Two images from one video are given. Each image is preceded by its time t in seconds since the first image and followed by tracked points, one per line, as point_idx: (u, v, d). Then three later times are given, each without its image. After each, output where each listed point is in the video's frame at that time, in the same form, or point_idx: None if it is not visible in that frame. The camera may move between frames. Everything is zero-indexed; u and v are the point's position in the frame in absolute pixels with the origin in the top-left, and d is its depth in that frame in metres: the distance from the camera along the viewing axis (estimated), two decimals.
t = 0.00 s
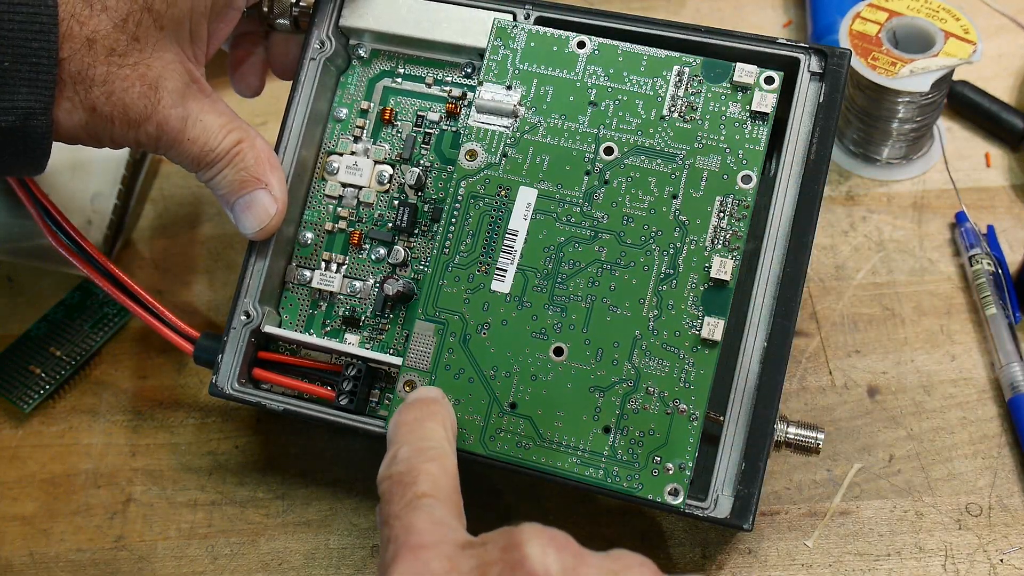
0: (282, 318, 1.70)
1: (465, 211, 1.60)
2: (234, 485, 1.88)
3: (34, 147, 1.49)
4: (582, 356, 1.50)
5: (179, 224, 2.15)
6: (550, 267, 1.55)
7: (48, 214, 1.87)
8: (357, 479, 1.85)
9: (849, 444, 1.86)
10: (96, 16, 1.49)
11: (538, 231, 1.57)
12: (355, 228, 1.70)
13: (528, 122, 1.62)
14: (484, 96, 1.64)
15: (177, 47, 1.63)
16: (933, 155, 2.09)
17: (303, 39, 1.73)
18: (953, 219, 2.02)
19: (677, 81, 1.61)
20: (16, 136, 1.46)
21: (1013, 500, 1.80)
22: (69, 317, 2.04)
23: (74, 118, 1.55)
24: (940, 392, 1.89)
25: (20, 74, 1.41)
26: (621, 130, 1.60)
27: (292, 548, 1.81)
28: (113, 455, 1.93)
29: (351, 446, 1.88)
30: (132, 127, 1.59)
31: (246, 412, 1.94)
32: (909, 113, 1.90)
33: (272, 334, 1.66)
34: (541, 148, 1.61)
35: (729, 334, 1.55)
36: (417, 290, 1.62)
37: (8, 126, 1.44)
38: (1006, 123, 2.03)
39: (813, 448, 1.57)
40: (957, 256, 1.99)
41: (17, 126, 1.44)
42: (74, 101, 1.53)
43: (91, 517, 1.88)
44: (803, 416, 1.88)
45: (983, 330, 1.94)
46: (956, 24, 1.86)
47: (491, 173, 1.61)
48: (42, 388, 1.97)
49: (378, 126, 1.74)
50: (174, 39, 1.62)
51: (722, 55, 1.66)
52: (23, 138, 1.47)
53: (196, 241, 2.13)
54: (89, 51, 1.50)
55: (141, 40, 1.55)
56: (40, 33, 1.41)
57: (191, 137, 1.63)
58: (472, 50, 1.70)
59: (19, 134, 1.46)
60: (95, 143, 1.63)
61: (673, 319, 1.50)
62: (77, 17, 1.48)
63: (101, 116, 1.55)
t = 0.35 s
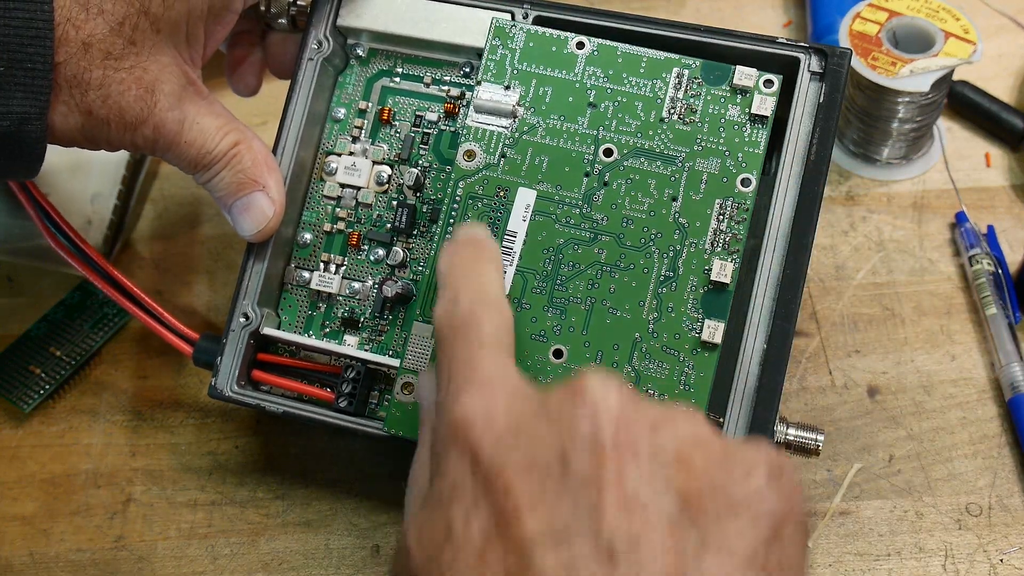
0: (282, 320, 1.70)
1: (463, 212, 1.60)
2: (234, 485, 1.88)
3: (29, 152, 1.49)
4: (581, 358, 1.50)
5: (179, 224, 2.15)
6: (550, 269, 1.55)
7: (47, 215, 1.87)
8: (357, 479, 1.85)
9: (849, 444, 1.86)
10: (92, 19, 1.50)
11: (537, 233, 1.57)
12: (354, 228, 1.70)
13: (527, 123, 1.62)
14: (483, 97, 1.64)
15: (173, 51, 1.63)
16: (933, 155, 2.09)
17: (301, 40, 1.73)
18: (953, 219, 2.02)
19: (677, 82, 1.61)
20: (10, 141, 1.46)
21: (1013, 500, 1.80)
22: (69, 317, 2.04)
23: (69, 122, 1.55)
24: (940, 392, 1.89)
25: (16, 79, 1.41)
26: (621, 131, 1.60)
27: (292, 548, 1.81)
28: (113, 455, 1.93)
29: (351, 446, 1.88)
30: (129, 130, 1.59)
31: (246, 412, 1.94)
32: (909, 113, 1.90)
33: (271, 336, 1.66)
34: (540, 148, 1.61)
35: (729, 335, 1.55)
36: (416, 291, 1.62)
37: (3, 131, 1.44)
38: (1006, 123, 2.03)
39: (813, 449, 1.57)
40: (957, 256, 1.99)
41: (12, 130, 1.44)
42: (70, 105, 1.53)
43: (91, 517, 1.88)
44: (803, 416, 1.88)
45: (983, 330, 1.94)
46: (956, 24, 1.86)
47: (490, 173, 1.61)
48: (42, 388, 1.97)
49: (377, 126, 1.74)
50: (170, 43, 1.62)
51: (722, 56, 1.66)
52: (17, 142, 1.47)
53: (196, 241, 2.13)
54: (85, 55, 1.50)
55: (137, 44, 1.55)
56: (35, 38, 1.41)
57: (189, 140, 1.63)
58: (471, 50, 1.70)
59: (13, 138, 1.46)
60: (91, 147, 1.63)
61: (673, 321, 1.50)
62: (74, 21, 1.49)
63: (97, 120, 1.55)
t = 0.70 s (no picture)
0: (281, 320, 1.70)
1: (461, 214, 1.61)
2: (233, 485, 1.88)
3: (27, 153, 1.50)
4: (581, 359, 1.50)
5: (179, 224, 2.15)
6: (549, 270, 1.55)
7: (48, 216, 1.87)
8: (357, 479, 1.85)
9: (849, 444, 1.86)
10: (90, 22, 1.49)
11: (537, 234, 1.57)
12: (354, 229, 1.70)
13: (527, 123, 1.62)
14: (482, 97, 1.64)
15: (171, 52, 1.63)
16: (933, 156, 2.09)
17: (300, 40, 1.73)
18: (953, 220, 2.02)
19: (676, 81, 1.61)
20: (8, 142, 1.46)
21: (1013, 500, 1.80)
22: (70, 317, 2.04)
23: (67, 123, 1.55)
24: (940, 392, 1.89)
25: (14, 82, 1.41)
26: (621, 131, 1.60)
27: (292, 548, 1.81)
28: (113, 455, 1.93)
29: (351, 446, 1.88)
30: (128, 131, 1.59)
31: (246, 412, 1.94)
32: (909, 113, 1.90)
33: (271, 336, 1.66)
34: (539, 149, 1.61)
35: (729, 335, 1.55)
36: (416, 292, 1.62)
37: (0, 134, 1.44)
38: (1006, 123, 2.03)
39: (813, 450, 1.57)
40: (957, 256, 1.99)
41: (9, 133, 1.44)
42: (68, 107, 1.53)
43: (91, 517, 1.88)
44: (803, 416, 1.88)
45: (983, 330, 1.94)
46: (956, 23, 1.86)
47: (490, 174, 1.60)
48: (42, 388, 1.97)
49: (376, 126, 1.74)
50: (168, 44, 1.62)
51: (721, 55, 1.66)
52: (14, 143, 1.47)
53: (195, 241, 2.13)
54: (83, 57, 1.49)
55: (136, 46, 1.55)
56: (33, 42, 1.41)
57: (187, 141, 1.62)
58: (471, 50, 1.70)
59: (10, 140, 1.46)
60: (89, 148, 1.63)
61: (673, 321, 1.51)
62: (71, 23, 1.48)
63: (95, 121, 1.56)
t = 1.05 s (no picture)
0: (280, 321, 1.70)
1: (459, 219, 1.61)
2: (233, 486, 1.88)
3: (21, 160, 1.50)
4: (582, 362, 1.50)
5: (179, 224, 2.15)
6: (548, 273, 1.55)
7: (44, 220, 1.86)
8: (356, 479, 1.85)
9: (849, 444, 1.86)
10: (85, 27, 1.49)
11: (535, 236, 1.57)
12: (351, 230, 1.70)
13: (525, 125, 1.62)
14: (480, 99, 1.64)
15: (167, 56, 1.63)
16: (933, 156, 2.09)
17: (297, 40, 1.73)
18: (953, 220, 2.02)
19: (676, 81, 1.61)
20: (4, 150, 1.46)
21: (1013, 500, 1.80)
22: (70, 317, 2.04)
23: (63, 129, 1.56)
24: (940, 392, 1.89)
25: (7, 90, 1.41)
26: (619, 132, 1.60)
27: (292, 548, 1.81)
28: (113, 455, 1.93)
29: (351, 446, 1.88)
30: (123, 136, 1.59)
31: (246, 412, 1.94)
32: (909, 113, 1.90)
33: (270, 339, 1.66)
34: (537, 151, 1.61)
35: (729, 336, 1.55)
36: (415, 295, 1.62)
37: None
38: (1006, 123, 2.03)
39: (813, 453, 1.56)
40: (957, 256, 1.99)
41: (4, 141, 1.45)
42: (63, 113, 1.53)
43: (91, 517, 1.88)
44: (803, 416, 1.87)
45: (983, 330, 1.94)
46: (956, 23, 1.86)
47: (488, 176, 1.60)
48: (42, 388, 1.97)
49: (374, 126, 1.74)
50: (164, 50, 1.63)
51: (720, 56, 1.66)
52: (12, 149, 1.47)
53: (195, 241, 2.13)
54: (77, 63, 1.50)
55: (130, 50, 1.55)
56: (25, 49, 1.41)
57: (184, 145, 1.63)
58: (469, 49, 1.70)
59: (5, 147, 1.46)
60: (86, 152, 1.64)
61: (672, 324, 1.51)
62: (65, 29, 1.48)
63: (90, 127, 1.56)
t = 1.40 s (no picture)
0: (280, 320, 1.70)
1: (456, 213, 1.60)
2: (233, 485, 1.88)
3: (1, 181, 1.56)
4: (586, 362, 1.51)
5: (180, 224, 2.15)
6: (548, 261, 1.54)
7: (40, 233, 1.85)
8: (357, 479, 1.85)
9: (849, 444, 1.86)
10: (54, 46, 1.52)
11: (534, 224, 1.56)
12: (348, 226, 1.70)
13: (517, 113, 1.62)
14: (471, 89, 1.62)
15: (142, 67, 1.63)
16: (933, 156, 2.09)
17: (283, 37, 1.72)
18: (953, 220, 2.02)
19: (665, 65, 1.61)
20: None
21: (1013, 500, 1.80)
22: (70, 317, 2.04)
23: (45, 148, 1.61)
24: (940, 392, 1.89)
25: None
26: (612, 118, 1.60)
27: (292, 548, 1.81)
28: (113, 455, 1.93)
29: (352, 447, 1.88)
30: (108, 151, 1.61)
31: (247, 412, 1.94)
32: (909, 113, 1.90)
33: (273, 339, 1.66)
34: (531, 139, 1.61)
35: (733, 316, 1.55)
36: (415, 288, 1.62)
37: None
38: (1006, 123, 2.03)
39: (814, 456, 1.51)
40: (957, 256, 1.99)
41: None
42: (42, 133, 1.58)
43: (91, 517, 1.88)
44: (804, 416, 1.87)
45: (983, 330, 1.93)
46: (956, 24, 1.85)
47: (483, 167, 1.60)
48: (42, 388, 1.97)
49: (364, 120, 1.75)
50: (140, 61, 1.63)
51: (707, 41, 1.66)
52: None
53: (196, 241, 2.13)
54: (52, 82, 1.54)
55: (103, 65, 1.57)
56: None
57: (171, 151, 1.60)
58: (457, 40, 1.71)
59: None
60: (74, 169, 1.69)
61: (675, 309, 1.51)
62: (35, 49, 1.51)
63: (72, 143, 1.60)
